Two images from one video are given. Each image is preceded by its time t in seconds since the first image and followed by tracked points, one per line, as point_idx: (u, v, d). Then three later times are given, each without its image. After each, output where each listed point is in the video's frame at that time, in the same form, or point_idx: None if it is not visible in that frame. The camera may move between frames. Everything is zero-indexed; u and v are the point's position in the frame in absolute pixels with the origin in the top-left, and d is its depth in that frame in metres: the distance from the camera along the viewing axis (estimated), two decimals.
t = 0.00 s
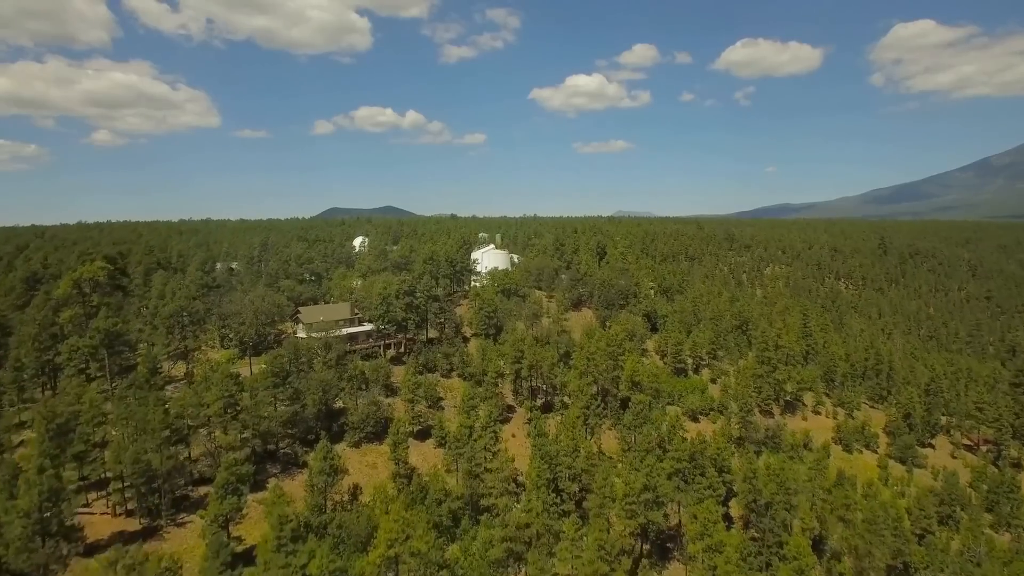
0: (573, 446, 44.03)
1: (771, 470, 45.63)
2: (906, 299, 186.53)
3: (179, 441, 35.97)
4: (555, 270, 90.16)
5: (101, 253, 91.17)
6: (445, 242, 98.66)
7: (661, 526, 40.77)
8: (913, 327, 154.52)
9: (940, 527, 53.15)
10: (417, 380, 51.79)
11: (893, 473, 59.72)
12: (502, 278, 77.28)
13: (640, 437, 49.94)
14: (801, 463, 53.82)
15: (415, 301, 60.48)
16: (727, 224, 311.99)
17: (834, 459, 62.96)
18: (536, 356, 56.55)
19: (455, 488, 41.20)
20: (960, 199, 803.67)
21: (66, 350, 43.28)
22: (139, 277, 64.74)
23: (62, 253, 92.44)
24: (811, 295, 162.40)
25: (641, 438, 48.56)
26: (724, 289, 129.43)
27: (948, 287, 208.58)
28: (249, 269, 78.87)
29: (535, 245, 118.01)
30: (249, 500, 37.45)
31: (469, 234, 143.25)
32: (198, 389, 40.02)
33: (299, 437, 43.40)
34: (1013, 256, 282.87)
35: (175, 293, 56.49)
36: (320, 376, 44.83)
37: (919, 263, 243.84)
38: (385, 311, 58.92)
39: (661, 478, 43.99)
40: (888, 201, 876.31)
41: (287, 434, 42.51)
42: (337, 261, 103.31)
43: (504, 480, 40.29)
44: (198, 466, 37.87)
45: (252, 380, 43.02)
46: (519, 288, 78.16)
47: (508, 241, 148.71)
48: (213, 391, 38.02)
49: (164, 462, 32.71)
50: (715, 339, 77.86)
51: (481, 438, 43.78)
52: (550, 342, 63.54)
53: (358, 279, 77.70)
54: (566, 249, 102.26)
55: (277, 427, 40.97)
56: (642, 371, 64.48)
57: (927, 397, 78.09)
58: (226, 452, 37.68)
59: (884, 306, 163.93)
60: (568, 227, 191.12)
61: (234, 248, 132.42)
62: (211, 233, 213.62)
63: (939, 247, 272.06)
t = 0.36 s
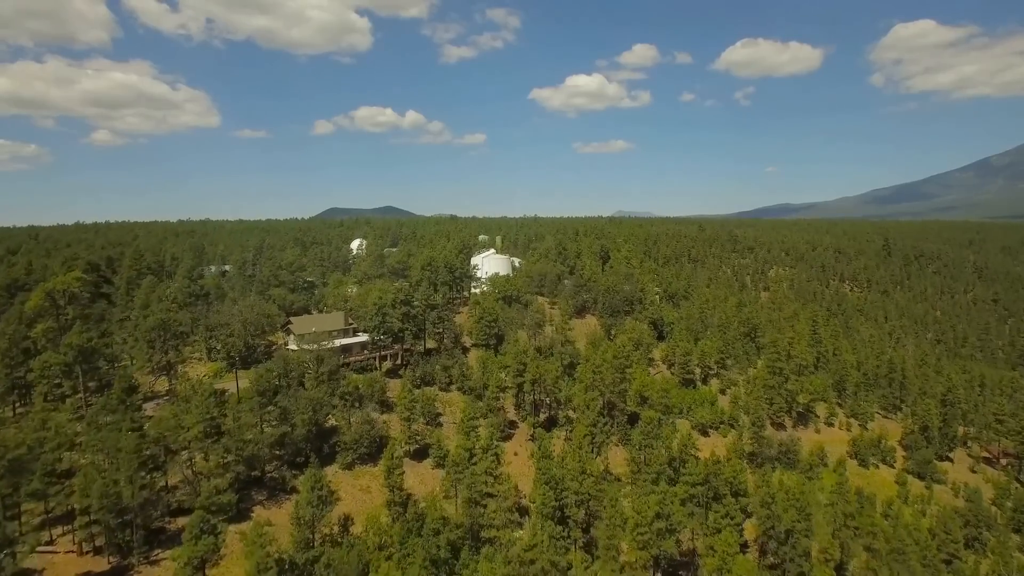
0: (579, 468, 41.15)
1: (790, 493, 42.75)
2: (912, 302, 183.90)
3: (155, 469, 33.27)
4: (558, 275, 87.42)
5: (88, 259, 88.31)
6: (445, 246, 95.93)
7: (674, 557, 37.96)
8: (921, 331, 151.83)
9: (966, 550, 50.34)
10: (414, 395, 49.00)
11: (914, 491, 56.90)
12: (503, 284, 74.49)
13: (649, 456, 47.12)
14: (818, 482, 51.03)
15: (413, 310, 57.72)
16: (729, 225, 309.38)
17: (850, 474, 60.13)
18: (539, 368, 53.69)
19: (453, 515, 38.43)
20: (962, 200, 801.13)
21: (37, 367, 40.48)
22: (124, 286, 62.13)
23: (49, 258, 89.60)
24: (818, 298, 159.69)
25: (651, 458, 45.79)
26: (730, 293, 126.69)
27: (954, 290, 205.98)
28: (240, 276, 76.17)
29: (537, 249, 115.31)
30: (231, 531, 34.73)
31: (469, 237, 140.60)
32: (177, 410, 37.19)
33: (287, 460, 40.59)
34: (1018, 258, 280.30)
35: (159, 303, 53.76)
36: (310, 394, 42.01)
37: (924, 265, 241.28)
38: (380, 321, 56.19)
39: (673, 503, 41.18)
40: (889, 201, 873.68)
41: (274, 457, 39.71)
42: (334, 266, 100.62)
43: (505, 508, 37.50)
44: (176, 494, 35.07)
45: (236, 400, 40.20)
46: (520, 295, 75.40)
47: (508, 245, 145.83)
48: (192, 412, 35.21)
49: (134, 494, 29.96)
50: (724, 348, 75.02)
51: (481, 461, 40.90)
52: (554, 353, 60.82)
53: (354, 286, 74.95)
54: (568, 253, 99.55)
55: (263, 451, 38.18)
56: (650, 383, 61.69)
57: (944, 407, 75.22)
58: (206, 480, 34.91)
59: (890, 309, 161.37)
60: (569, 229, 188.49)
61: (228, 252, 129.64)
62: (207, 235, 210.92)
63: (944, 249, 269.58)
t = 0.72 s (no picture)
0: (586, 493, 38.54)
1: (810, 519, 40.11)
2: (919, 305, 181.51)
3: (128, 500, 30.76)
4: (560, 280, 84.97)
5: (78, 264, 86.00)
6: (444, 250, 93.33)
7: None
8: (929, 335, 149.30)
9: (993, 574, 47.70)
10: (411, 412, 46.51)
11: (935, 510, 54.28)
12: (504, 291, 71.92)
13: (659, 477, 44.66)
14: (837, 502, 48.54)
15: (410, 320, 55.29)
16: (731, 226, 307.21)
17: (867, 491, 57.54)
18: (542, 382, 51.14)
19: (453, 544, 35.93)
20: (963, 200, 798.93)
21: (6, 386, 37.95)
22: (109, 294, 59.71)
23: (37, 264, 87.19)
24: (823, 301, 157.09)
25: (662, 479, 43.37)
26: (735, 297, 124.16)
27: (961, 292, 203.54)
28: (232, 282, 73.68)
29: (538, 252, 112.74)
30: (211, 566, 32.20)
31: (469, 240, 138.33)
32: (154, 433, 34.62)
33: (275, 485, 38.02)
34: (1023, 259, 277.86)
35: (143, 314, 51.37)
36: (299, 414, 39.48)
37: (929, 267, 238.93)
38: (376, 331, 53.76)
39: (687, 530, 38.61)
40: (890, 201, 871.19)
41: (261, 481, 37.17)
42: (331, 271, 98.22)
43: (508, 537, 35.02)
44: (152, 526, 32.57)
45: (220, 420, 37.68)
46: (522, 301, 72.92)
47: (509, 247, 143.48)
48: (170, 437, 32.67)
49: (101, 531, 27.44)
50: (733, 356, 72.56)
51: (481, 486, 38.33)
52: (557, 365, 58.32)
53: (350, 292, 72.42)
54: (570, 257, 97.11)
55: (248, 475, 35.65)
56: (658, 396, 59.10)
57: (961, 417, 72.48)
58: (184, 511, 32.35)
59: (897, 313, 158.87)
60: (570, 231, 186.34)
61: (223, 256, 127.40)
62: (204, 237, 208.72)
63: (949, 250, 267.05)
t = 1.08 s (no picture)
0: (594, 520, 35.90)
1: (833, 546, 37.51)
2: (926, 308, 178.83)
3: (94, 535, 28.14)
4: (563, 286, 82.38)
5: (65, 270, 83.45)
6: (443, 255, 90.69)
7: None
8: (937, 339, 146.74)
9: None
10: (406, 430, 43.90)
11: (958, 530, 51.61)
12: (505, 298, 69.28)
13: (670, 499, 42.10)
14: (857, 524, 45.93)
15: (407, 331, 52.73)
16: (733, 227, 304.29)
17: (885, 509, 54.96)
18: (546, 397, 48.50)
19: None
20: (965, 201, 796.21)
21: None
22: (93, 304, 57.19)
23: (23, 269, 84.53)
24: (829, 305, 154.54)
25: (674, 503, 40.78)
26: (741, 302, 121.63)
27: (967, 295, 200.93)
28: (224, 289, 71.06)
29: (540, 255, 110.09)
30: None
31: (469, 242, 135.72)
32: (127, 458, 32.03)
33: (260, 512, 35.40)
34: None
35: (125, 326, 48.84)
36: (287, 434, 36.87)
37: (934, 269, 236.32)
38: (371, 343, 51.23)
39: (703, 560, 36.01)
40: (891, 201, 868.80)
41: (244, 509, 34.56)
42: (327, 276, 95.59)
43: (510, 571, 32.43)
44: (123, 562, 29.91)
45: (201, 444, 35.11)
46: (524, 309, 70.34)
47: (510, 250, 140.79)
48: (143, 466, 30.03)
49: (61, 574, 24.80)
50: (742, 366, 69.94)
51: (482, 513, 35.72)
52: (560, 377, 55.77)
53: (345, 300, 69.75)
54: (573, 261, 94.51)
55: (230, 504, 33.05)
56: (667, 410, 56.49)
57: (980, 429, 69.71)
58: (159, 545, 29.73)
59: (905, 317, 156.30)
60: (572, 233, 183.34)
61: (218, 260, 124.78)
62: (200, 239, 205.91)
63: (953, 251, 264.34)
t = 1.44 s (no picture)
0: (602, 548, 33.68)
1: None
2: (932, 311, 176.37)
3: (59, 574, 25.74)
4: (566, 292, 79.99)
5: (53, 275, 81.07)
6: (443, 259, 88.40)
7: None
8: (944, 343, 144.49)
9: None
10: (403, 449, 41.52)
11: (983, 552, 49.16)
12: (506, 304, 66.91)
13: (682, 523, 39.70)
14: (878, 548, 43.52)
15: (404, 341, 50.29)
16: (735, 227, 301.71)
17: (904, 527, 52.60)
18: (550, 412, 46.14)
19: None
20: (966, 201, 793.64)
21: None
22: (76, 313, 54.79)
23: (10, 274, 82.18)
24: (834, 308, 152.24)
25: (687, 528, 38.44)
26: (747, 306, 119.26)
27: (973, 298, 198.54)
28: (216, 295, 68.80)
29: (541, 259, 107.75)
30: None
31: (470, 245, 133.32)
32: (100, 485, 29.62)
33: (245, 541, 33.02)
34: None
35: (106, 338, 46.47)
36: (274, 457, 34.56)
37: (939, 270, 233.93)
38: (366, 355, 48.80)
39: None
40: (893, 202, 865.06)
41: (228, 538, 32.17)
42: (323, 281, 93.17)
43: None
44: None
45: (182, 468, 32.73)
46: (526, 316, 67.95)
47: (510, 252, 138.24)
48: (115, 496, 27.55)
49: None
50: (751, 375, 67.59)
51: (482, 543, 33.42)
52: (564, 390, 53.39)
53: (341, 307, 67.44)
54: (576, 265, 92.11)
55: (212, 534, 30.66)
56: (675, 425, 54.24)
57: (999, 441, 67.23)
58: None
59: (911, 320, 154.07)
60: (573, 234, 180.76)
61: (213, 263, 122.42)
62: (197, 240, 203.42)
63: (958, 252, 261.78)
